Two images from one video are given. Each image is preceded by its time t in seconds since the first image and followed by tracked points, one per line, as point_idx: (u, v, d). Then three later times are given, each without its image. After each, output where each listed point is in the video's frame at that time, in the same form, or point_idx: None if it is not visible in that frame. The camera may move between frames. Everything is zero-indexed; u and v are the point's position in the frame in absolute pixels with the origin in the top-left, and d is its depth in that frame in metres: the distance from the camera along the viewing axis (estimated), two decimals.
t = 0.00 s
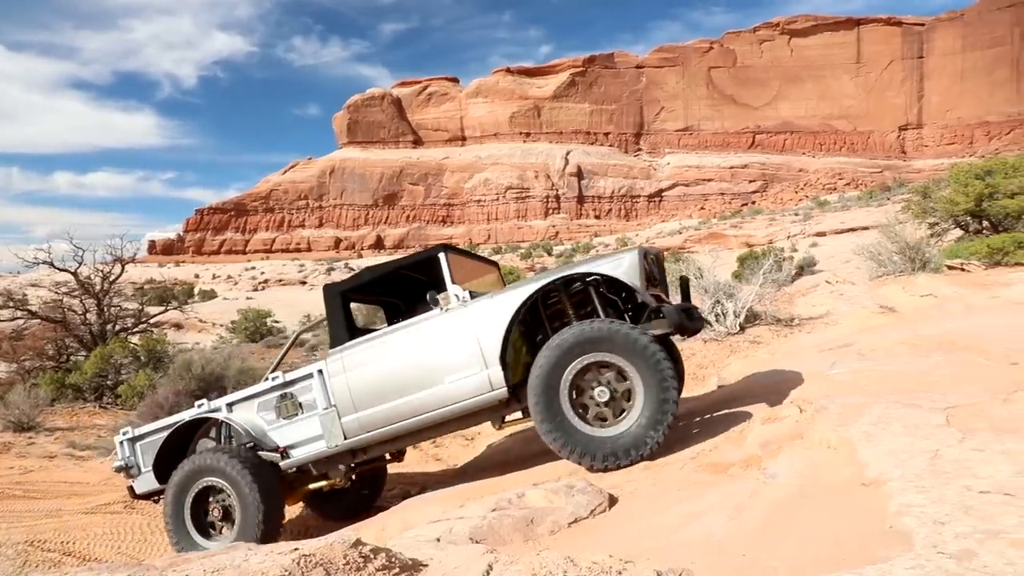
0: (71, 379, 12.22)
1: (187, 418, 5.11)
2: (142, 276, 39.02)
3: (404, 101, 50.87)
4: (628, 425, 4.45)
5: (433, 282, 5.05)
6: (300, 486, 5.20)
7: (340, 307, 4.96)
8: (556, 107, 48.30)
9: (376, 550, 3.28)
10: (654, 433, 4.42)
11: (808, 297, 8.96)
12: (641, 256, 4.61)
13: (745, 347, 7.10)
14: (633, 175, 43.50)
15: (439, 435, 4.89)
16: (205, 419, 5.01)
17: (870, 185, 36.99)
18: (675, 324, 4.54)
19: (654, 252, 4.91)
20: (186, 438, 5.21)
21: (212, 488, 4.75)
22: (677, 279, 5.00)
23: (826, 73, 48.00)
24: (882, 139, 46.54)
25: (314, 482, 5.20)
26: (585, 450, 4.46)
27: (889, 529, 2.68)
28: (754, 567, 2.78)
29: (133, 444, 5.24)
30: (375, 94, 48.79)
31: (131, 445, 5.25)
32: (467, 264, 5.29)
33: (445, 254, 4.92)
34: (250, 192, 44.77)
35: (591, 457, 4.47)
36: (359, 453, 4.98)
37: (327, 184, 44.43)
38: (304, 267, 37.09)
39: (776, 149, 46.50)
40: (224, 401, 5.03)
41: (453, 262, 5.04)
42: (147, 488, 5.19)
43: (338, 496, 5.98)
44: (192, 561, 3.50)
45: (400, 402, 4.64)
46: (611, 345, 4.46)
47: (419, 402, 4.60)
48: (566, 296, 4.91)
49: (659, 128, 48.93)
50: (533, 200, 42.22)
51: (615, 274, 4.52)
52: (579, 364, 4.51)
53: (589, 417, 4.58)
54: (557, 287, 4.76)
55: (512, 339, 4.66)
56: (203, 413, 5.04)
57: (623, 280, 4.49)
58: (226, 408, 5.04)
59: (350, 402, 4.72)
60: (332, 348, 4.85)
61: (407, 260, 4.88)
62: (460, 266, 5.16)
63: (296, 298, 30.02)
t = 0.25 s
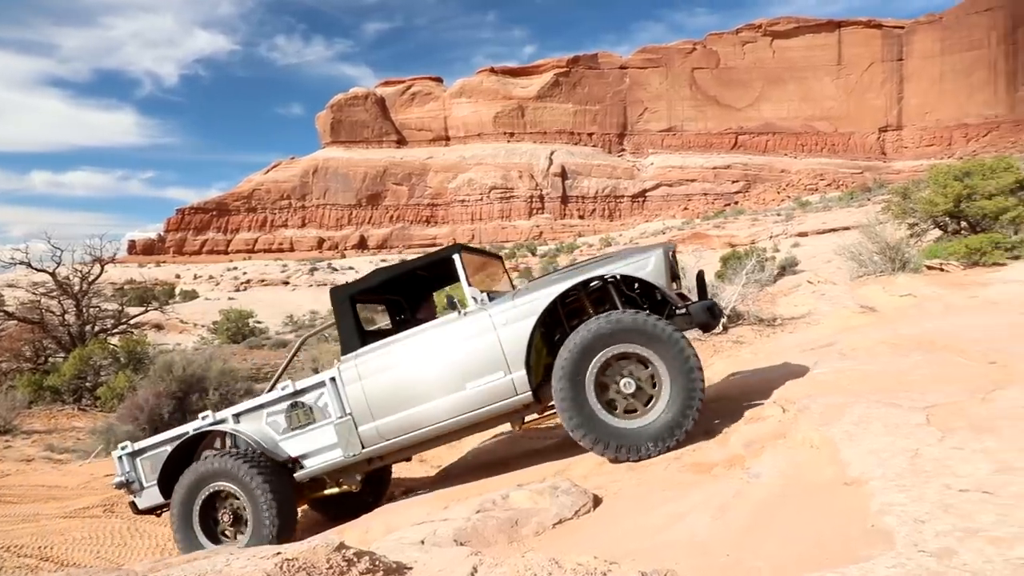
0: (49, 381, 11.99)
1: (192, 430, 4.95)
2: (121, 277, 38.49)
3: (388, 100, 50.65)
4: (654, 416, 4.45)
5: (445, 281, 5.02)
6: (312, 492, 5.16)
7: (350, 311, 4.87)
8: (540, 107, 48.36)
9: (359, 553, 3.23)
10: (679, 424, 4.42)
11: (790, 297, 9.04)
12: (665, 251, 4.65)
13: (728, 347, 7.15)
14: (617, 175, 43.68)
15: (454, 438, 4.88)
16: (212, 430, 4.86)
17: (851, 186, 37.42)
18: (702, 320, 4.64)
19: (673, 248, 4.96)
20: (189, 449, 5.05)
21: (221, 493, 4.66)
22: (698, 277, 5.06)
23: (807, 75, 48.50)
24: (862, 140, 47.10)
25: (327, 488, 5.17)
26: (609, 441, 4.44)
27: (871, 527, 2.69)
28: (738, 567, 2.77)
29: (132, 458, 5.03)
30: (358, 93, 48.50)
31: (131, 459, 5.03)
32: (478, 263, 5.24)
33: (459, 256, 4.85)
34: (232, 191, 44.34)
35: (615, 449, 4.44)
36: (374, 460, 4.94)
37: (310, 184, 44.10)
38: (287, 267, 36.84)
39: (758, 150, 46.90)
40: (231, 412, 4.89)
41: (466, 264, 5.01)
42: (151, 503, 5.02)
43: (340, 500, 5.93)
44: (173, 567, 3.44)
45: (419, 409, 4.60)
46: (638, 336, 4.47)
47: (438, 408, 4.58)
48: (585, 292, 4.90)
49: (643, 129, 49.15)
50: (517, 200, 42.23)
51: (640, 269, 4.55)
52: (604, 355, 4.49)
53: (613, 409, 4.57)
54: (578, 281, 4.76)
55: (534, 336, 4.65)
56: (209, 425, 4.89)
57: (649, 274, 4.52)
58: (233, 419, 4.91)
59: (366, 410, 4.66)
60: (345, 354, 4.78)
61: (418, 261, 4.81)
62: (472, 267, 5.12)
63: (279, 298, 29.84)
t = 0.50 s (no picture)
0: (23, 384, 11.70)
1: (190, 417, 5.01)
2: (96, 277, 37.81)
3: (369, 100, 50.33)
4: (663, 408, 4.43)
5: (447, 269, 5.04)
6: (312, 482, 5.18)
7: (353, 298, 4.83)
8: (521, 107, 48.37)
9: (341, 556, 3.17)
10: (689, 415, 4.40)
11: (770, 297, 9.12)
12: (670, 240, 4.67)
13: (709, 347, 7.21)
14: (598, 175, 43.83)
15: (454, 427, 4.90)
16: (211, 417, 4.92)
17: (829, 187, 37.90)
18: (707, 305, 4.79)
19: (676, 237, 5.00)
20: (187, 437, 5.10)
21: (220, 482, 4.71)
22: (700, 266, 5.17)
23: (786, 77, 49.05)
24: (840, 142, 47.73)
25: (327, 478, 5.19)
26: (619, 432, 4.42)
27: (852, 526, 2.71)
28: (719, 568, 2.77)
29: (130, 445, 5.10)
30: (339, 92, 48.08)
31: (127, 446, 5.11)
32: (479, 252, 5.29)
33: (463, 242, 4.90)
34: (210, 190, 43.77)
35: (625, 440, 4.42)
36: (374, 447, 4.96)
37: (290, 184, 43.68)
38: (267, 267, 36.51)
39: (738, 151, 47.34)
40: (230, 398, 4.94)
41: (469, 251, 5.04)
42: (146, 492, 5.09)
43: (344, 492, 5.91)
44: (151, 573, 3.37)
45: (422, 395, 4.59)
46: (644, 326, 4.46)
47: (443, 393, 4.57)
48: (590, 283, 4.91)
49: (624, 129, 49.37)
50: (498, 201, 42.20)
51: (644, 255, 4.55)
52: (613, 345, 4.49)
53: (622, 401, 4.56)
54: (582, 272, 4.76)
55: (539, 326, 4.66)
56: (207, 411, 4.94)
57: (653, 261, 4.52)
58: (232, 405, 4.96)
59: (369, 395, 4.67)
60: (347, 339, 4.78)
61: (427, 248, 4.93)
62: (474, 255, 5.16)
63: (259, 299, 29.51)
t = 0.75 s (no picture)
0: None
1: (185, 412, 4.98)
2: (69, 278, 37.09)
3: (348, 99, 49.99)
4: (666, 401, 4.45)
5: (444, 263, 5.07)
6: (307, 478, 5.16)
7: (351, 292, 4.88)
8: (501, 108, 48.36)
9: (320, 560, 3.09)
10: (692, 407, 4.42)
11: (749, 297, 9.19)
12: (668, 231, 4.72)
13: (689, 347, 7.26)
14: (578, 176, 43.96)
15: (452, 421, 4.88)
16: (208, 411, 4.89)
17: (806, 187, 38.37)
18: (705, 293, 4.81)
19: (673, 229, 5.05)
20: (181, 432, 5.08)
21: (216, 476, 4.69)
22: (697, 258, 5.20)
23: (764, 79, 49.60)
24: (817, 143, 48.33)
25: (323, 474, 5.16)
26: (622, 427, 4.41)
27: (830, 525, 2.72)
28: (699, 567, 2.76)
29: (122, 442, 5.05)
30: (318, 91, 47.63)
31: (120, 443, 5.05)
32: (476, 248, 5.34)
33: (462, 234, 4.93)
34: (187, 190, 43.14)
35: (628, 435, 4.41)
36: (372, 441, 4.94)
37: (268, 183, 43.20)
38: (245, 267, 36.14)
39: (717, 152, 47.77)
40: (228, 392, 4.93)
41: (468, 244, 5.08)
42: (139, 489, 5.02)
43: (334, 491, 5.91)
44: None
45: (422, 387, 4.57)
46: (646, 319, 4.49)
47: (443, 385, 4.56)
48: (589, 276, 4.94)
49: (604, 130, 49.57)
50: (478, 201, 42.13)
51: (643, 245, 4.62)
52: (614, 340, 4.52)
53: (623, 396, 4.57)
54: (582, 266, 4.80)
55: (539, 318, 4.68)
56: (204, 406, 4.91)
57: (652, 249, 4.59)
58: (229, 400, 4.95)
59: (368, 388, 4.65)
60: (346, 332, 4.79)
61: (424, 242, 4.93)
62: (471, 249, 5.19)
63: (236, 299, 29.13)
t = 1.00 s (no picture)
0: None
1: (187, 404, 5.08)
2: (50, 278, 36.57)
3: (333, 99, 49.69)
4: (673, 390, 4.47)
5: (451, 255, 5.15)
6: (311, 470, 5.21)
7: (357, 284, 4.95)
8: (487, 108, 48.32)
9: (306, 562, 3.04)
10: (700, 396, 4.45)
11: (735, 297, 9.25)
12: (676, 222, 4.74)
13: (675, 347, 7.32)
14: (564, 176, 44.02)
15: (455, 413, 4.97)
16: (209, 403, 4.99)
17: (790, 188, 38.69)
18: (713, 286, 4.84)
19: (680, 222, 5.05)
20: (182, 424, 5.17)
21: (217, 468, 4.83)
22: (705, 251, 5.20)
23: (749, 80, 49.96)
24: (801, 144, 48.75)
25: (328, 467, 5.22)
26: (630, 416, 4.41)
27: (815, 525, 2.72)
28: (685, 567, 2.76)
29: (122, 435, 5.13)
30: (303, 90, 47.29)
31: (119, 436, 5.13)
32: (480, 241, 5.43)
33: (470, 227, 5.01)
34: (171, 189, 42.66)
35: (635, 424, 4.42)
36: (376, 434, 5.02)
37: (253, 183, 42.84)
38: (230, 267, 35.85)
39: (702, 153, 48.05)
40: (230, 385, 5.01)
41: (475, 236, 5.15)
42: (138, 483, 5.11)
43: (331, 486, 5.94)
44: None
45: (427, 379, 4.65)
46: (655, 309, 4.51)
47: (448, 377, 4.64)
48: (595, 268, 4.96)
49: (590, 130, 49.69)
50: (464, 201, 42.04)
51: (651, 238, 4.65)
52: (623, 329, 4.53)
53: (632, 385, 4.59)
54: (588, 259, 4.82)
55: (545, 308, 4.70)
56: (205, 398, 5.01)
57: (662, 241, 4.64)
58: (232, 392, 5.03)
59: (374, 380, 4.71)
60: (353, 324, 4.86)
61: (430, 234, 4.95)
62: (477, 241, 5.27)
63: (221, 300, 28.89)
